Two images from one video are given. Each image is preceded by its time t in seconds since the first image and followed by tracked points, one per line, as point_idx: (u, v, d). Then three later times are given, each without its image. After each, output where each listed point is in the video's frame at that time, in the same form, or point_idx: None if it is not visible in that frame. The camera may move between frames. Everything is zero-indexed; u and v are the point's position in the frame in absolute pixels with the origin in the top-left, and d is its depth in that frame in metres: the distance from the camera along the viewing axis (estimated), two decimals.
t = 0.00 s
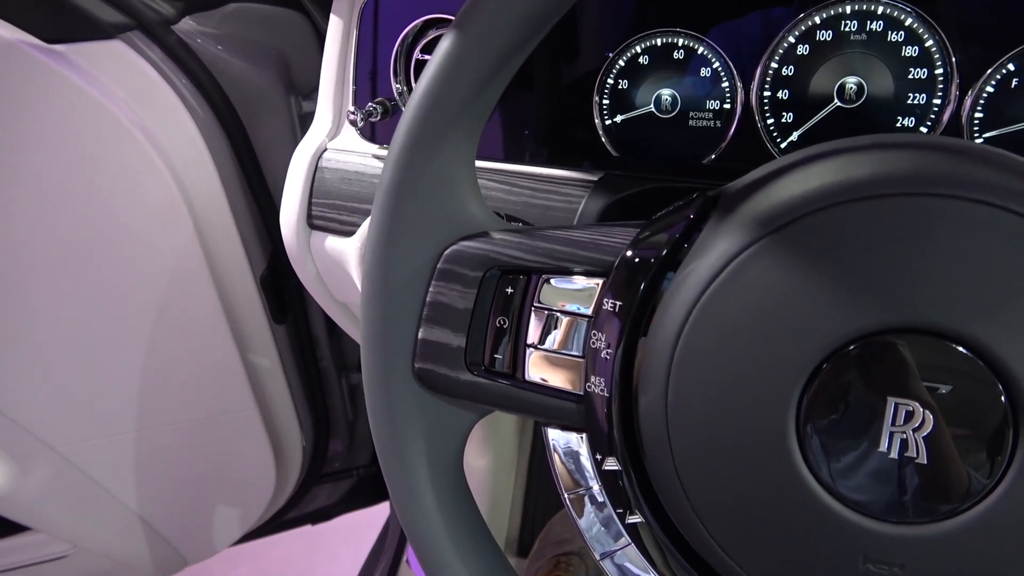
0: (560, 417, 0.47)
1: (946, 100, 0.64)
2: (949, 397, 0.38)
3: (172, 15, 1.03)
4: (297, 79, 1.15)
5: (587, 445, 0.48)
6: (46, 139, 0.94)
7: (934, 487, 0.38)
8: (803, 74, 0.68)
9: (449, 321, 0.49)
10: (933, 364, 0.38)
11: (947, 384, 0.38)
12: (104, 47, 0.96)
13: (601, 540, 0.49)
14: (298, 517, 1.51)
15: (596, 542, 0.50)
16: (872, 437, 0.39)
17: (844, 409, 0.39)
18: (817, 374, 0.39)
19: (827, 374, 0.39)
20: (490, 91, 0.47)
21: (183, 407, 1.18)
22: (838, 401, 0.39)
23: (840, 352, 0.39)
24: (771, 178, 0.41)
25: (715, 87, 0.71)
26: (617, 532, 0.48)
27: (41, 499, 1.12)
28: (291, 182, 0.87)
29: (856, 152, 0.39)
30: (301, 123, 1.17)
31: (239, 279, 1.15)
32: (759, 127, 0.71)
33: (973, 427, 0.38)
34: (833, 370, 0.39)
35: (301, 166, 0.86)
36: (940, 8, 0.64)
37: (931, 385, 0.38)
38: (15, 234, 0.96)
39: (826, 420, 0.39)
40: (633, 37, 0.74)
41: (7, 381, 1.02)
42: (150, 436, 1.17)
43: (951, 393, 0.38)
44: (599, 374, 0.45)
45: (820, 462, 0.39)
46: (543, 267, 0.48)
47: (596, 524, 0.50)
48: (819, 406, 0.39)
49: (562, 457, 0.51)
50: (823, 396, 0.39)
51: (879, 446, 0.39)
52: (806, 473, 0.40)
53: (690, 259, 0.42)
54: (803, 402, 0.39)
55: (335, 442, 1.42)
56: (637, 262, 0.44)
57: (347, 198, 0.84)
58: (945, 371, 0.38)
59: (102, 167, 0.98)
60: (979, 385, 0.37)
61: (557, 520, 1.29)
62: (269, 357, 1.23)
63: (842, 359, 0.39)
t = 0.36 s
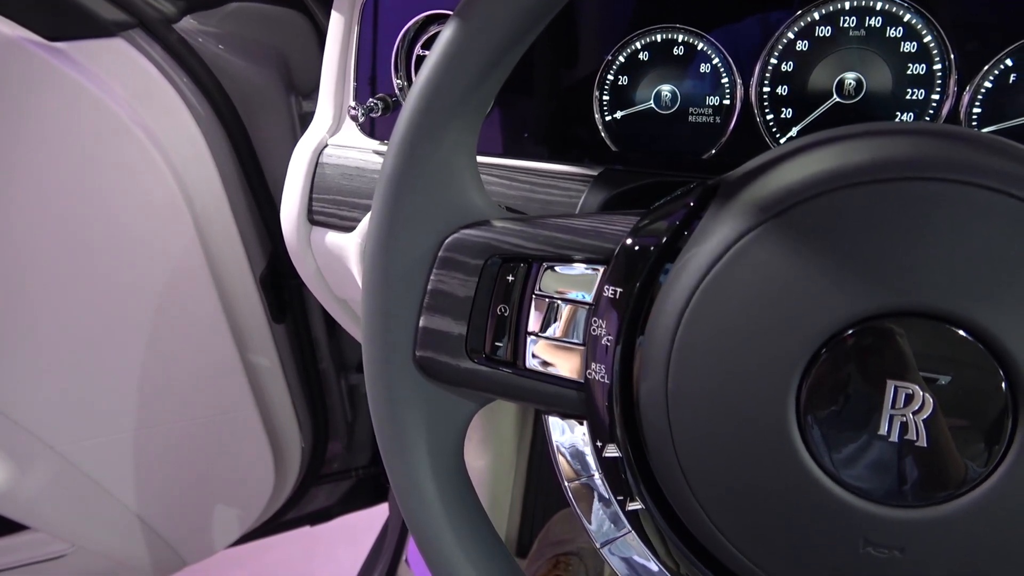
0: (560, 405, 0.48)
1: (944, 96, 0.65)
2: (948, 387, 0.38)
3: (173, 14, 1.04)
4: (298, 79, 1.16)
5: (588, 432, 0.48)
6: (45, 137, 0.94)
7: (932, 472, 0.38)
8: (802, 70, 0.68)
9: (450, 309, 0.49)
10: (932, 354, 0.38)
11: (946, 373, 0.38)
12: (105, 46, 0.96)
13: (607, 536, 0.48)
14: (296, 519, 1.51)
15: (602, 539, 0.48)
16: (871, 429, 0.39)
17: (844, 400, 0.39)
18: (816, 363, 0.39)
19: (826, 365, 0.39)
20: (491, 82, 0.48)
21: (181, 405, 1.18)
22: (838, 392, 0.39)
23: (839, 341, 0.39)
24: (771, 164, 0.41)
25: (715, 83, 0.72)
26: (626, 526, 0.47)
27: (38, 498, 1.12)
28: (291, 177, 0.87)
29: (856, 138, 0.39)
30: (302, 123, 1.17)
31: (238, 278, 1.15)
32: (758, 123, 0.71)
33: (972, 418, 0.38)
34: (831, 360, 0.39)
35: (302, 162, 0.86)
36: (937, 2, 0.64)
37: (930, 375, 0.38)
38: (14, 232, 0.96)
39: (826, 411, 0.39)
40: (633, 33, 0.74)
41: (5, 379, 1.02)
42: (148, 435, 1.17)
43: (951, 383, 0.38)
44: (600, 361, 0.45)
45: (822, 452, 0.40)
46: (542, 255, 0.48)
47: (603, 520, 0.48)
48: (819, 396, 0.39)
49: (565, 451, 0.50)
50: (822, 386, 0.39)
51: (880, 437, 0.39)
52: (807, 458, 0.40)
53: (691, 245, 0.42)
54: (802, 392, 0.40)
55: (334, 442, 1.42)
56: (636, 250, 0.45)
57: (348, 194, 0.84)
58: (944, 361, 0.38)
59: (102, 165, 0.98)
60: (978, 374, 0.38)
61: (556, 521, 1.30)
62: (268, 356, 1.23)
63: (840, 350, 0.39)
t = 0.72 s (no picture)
0: (549, 382, 0.48)
1: (932, 81, 0.64)
2: (934, 367, 0.38)
3: (164, 5, 1.04)
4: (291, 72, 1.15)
5: (575, 408, 0.48)
6: (38, 128, 0.94)
7: (916, 444, 0.38)
8: (791, 56, 0.68)
9: (439, 287, 0.50)
10: (919, 334, 0.38)
11: (933, 354, 0.38)
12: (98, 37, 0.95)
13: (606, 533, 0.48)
14: (290, 514, 1.51)
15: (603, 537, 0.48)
16: (860, 409, 0.39)
17: (832, 379, 0.39)
18: (802, 341, 0.39)
19: (814, 346, 0.39)
20: (478, 61, 0.48)
21: (173, 397, 1.18)
22: (826, 372, 0.39)
23: (824, 322, 0.39)
24: (757, 138, 0.41)
25: (704, 68, 0.71)
26: (616, 506, 0.47)
27: (31, 491, 1.11)
28: (283, 165, 0.87)
29: (841, 111, 0.40)
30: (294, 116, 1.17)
31: (230, 270, 1.15)
32: (747, 108, 0.70)
33: (958, 397, 0.38)
34: (818, 341, 0.39)
35: (293, 150, 0.86)
36: None
37: (917, 356, 0.38)
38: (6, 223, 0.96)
39: (814, 391, 0.39)
40: (623, 20, 0.74)
41: None
42: (140, 427, 1.17)
43: (938, 363, 0.38)
44: (588, 336, 0.45)
45: (810, 429, 0.40)
46: (531, 232, 0.48)
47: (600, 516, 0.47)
48: (807, 375, 0.39)
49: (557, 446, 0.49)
50: (810, 364, 0.39)
51: (868, 417, 0.39)
52: (795, 433, 0.40)
53: (678, 219, 0.43)
54: (789, 370, 0.40)
55: (327, 437, 1.42)
56: (624, 228, 0.45)
57: (339, 181, 0.84)
58: (929, 340, 0.38)
59: (93, 156, 0.98)
60: (965, 353, 0.38)
61: (549, 512, 1.32)
62: (261, 350, 1.23)
63: (828, 332, 0.39)
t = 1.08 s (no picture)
0: (541, 360, 0.47)
1: (927, 61, 0.63)
2: (932, 347, 0.38)
3: None
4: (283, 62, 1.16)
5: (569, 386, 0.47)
6: (28, 118, 0.92)
7: (911, 420, 0.38)
8: (785, 38, 0.66)
9: (430, 265, 0.49)
10: (918, 313, 0.38)
11: (930, 333, 0.38)
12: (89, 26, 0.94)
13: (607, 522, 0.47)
14: (285, 508, 1.51)
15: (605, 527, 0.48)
16: (857, 390, 0.38)
17: (828, 360, 0.39)
18: (795, 323, 0.39)
19: (806, 334, 0.39)
20: (467, 38, 0.46)
21: (166, 388, 1.17)
22: (821, 353, 0.39)
23: (819, 306, 0.39)
24: (751, 110, 0.41)
25: (698, 50, 0.69)
26: (612, 488, 0.47)
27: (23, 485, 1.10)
28: (274, 151, 0.87)
29: (838, 81, 0.39)
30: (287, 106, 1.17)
31: (224, 262, 1.14)
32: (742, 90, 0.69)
33: (955, 377, 0.38)
34: (811, 326, 0.39)
35: (283, 136, 0.86)
36: None
37: (915, 335, 0.38)
38: None
39: (811, 370, 0.39)
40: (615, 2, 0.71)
41: None
42: (133, 419, 1.16)
43: (935, 343, 0.38)
44: (580, 313, 0.45)
45: (807, 407, 0.39)
46: (522, 208, 0.47)
47: (603, 503, 0.47)
48: (803, 355, 0.39)
49: (556, 436, 0.49)
50: (807, 344, 0.39)
51: (866, 397, 0.38)
52: (791, 408, 0.39)
53: (670, 192, 0.42)
54: (784, 350, 0.39)
55: (323, 431, 1.42)
56: (616, 203, 0.44)
57: (330, 167, 0.83)
58: (925, 320, 0.38)
59: (84, 146, 0.96)
60: (964, 332, 0.37)
61: (547, 504, 1.32)
62: (256, 343, 1.22)
63: (824, 318, 0.39)
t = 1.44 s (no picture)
0: (530, 334, 0.47)
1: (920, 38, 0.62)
2: (924, 322, 0.37)
3: None
4: (275, 50, 1.14)
5: (559, 360, 0.47)
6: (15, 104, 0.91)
7: (902, 392, 0.37)
8: (777, 15, 0.65)
9: (417, 241, 0.49)
10: (911, 287, 0.37)
11: (922, 308, 0.37)
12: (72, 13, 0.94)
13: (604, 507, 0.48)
14: (281, 500, 1.51)
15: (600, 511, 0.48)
16: (849, 364, 0.38)
17: (820, 335, 0.38)
18: (785, 303, 0.39)
19: (795, 317, 0.38)
20: (454, 9, 0.45)
21: (159, 378, 1.17)
22: (813, 329, 0.38)
23: (811, 287, 0.38)
24: (740, 77, 0.40)
25: (689, 29, 0.67)
26: (602, 461, 0.47)
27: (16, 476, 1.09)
28: (263, 135, 0.86)
29: (829, 45, 0.38)
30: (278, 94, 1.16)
31: (216, 251, 1.13)
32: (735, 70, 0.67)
33: (947, 352, 0.37)
34: (801, 309, 0.38)
35: (273, 118, 0.84)
36: None
37: (907, 311, 0.37)
38: None
39: (803, 346, 0.38)
40: None
41: None
42: (126, 409, 1.16)
43: (926, 318, 0.37)
44: (569, 286, 0.44)
45: (799, 384, 0.39)
46: (509, 181, 0.47)
47: (604, 487, 0.47)
48: (796, 334, 0.38)
49: (550, 423, 0.50)
50: (799, 321, 0.38)
51: (859, 371, 0.38)
52: (782, 380, 0.39)
53: (658, 161, 0.41)
54: (774, 329, 0.39)
55: (318, 422, 1.41)
56: (603, 175, 0.44)
57: (319, 150, 0.82)
58: (919, 294, 0.37)
59: (71, 133, 0.95)
60: (957, 306, 0.37)
61: (543, 493, 1.32)
62: (250, 333, 1.22)
63: (816, 300, 0.38)
